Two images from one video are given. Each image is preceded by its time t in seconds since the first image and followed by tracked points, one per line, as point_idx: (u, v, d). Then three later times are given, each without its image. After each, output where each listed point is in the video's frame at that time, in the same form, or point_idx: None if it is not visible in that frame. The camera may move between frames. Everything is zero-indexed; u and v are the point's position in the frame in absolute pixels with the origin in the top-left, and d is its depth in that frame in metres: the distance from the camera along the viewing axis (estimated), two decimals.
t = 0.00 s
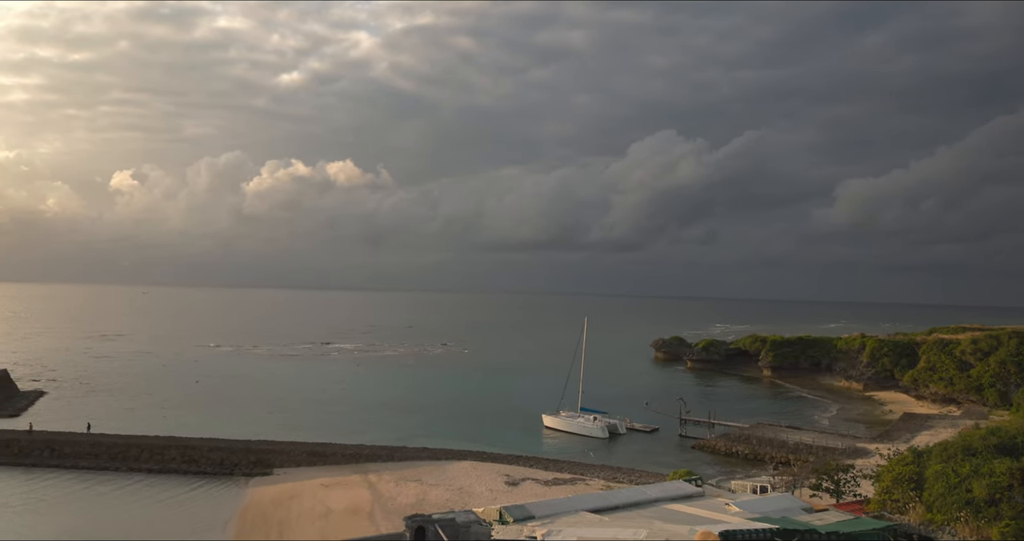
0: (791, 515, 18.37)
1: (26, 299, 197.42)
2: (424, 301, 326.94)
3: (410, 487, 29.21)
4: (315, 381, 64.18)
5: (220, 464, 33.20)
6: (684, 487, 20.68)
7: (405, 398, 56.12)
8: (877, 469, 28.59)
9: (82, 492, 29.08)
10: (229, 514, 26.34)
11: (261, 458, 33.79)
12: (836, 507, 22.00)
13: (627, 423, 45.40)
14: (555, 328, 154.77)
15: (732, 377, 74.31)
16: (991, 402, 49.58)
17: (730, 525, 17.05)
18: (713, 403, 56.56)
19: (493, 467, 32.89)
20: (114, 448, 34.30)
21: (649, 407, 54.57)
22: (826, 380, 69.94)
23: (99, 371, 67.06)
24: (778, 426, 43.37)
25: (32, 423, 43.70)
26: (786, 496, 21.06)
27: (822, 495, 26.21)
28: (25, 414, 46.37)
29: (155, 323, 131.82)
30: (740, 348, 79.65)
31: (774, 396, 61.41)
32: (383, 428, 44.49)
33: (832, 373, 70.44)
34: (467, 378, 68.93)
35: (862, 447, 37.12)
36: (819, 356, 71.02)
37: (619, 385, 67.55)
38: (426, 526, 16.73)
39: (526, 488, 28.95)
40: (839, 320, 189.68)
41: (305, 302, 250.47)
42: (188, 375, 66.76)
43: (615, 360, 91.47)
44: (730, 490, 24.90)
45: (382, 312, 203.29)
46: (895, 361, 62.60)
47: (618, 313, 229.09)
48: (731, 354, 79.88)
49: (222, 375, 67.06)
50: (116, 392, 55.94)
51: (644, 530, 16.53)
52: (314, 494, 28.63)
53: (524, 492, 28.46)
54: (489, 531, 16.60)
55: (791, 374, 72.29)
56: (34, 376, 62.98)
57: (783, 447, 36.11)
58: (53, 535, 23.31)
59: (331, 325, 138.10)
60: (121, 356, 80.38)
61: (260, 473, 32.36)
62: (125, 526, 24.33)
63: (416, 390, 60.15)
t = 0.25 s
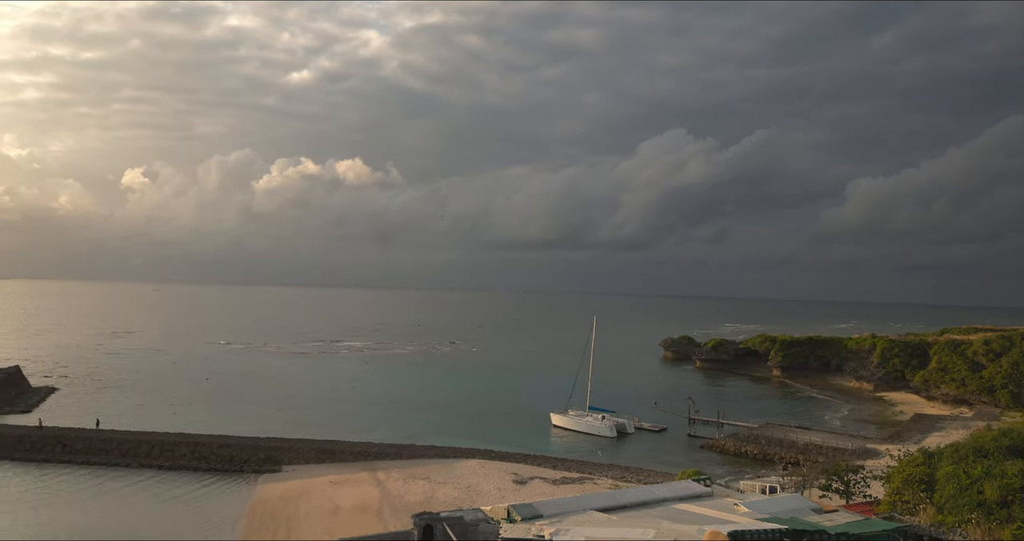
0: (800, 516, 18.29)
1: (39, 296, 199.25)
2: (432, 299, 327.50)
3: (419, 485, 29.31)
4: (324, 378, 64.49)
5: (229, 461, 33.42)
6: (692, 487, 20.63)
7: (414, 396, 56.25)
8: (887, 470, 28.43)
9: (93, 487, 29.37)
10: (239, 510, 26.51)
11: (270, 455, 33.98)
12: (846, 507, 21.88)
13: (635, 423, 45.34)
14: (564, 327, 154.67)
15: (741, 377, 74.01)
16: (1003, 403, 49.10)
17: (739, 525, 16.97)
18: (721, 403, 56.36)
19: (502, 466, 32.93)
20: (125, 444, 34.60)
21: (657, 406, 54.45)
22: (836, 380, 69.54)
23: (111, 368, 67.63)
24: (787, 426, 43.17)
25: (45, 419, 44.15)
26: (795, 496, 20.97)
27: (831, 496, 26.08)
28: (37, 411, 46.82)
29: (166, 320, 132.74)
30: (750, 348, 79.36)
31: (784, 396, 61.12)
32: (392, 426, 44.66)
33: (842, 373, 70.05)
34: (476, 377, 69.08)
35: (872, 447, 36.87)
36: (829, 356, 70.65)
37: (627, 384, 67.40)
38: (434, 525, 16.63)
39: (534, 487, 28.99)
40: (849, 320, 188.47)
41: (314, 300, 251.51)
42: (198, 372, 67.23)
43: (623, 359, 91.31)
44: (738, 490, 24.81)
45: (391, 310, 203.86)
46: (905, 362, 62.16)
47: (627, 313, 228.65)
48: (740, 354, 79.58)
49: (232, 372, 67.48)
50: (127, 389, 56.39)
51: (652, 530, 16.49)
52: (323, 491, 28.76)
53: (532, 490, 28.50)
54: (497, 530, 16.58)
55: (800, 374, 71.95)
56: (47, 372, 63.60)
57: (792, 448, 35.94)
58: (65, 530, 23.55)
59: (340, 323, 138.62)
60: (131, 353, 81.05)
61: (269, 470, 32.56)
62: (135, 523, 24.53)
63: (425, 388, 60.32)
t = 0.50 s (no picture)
0: (816, 517, 18.11)
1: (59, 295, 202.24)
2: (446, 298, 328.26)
3: (432, 484, 29.39)
4: (338, 377, 64.85)
5: (244, 459, 33.69)
6: (707, 488, 20.51)
7: (427, 395, 56.37)
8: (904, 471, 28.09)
9: (110, 484, 29.74)
10: (253, 508, 26.71)
11: (285, 453, 34.20)
12: (862, 509, 21.64)
13: (649, 422, 45.15)
14: (577, 326, 154.41)
15: (756, 377, 73.45)
16: None
17: (753, 526, 16.85)
18: (736, 403, 55.96)
19: (515, 465, 32.93)
20: (142, 441, 35.00)
21: (671, 406, 54.18)
22: (853, 380, 68.81)
23: (129, 366, 68.46)
24: (803, 427, 42.78)
25: (64, 417, 44.79)
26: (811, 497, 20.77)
27: (847, 498, 25.79)
28: (56, 408, 47.56)
29: (183, 319, 134.14)
30: (765, 348, 78.78)
31: (799, 397, 60.56)
32: (406, 425, 44.81)
33: (858, 373, 69.30)
34: (490, 376, 69.12)
35: (889, 449, 36.38)
36: (845, 357, 69.94)
37: (641, 384, 67.13)
38: (448, 523, 16.67)
39: (548, 486, 28.97)
40: (866, 320, 186.38)
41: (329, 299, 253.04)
42: (215, 370, 67.86)
43: (637, 358, 90.95)
44: (753, 491, 24.62)
45: (405, 308, 204.60)
46: (923, 362, 61.37)
47: (640, 312, 227.86)
48: (755, 354, 79.00)
49: (248, 371, 68.05)
50: (145, 387, 57.07)
51: (666, 530, 16.42)
52: (337, 489, 28.88)
53: (545, 490, 28.49)
54: (510, 529, 16.59)
55: (816, 374, 71.28)
56: (67, 370, 64.52)
57: (807, 449, 35.61)
58: (82, 526, 23.86)
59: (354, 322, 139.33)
60: (149, 351, 82.07)
61: (283, 468, 32.79)
62: (151, 519, 24.79)
63: (439, 387, 60.46)
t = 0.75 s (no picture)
0: (847, 521, 17.83)
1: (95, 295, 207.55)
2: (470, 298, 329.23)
3: (458, 483, 29.55)
4: (365, 376, 65.48)
5: (273, 457, 34.24)
6: (735, 490, 20.32)
7: (453, 394, 56.62)
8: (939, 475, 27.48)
9: (144, 481, 30.44)
10: (281, 506, 27.13)
11: (313, 451, 34.67)
12: (895, 513, 21.23)
13: (676, 423, 44.81)
14: (602, 326, 153.72)
15: (785, 378, 72.39)
16: None
17: (782, 529, 16.65)
18: (764, 405, 55.22)
19: (541, 465, 32.95)
20: (173, 439, 35.77)
21: (698, 407, 53.66)
22: (885, 382, 67.43)
23: (162, 365, 69.91)
24: (834, 429, 42.09)
25: (100, 414, 45.95)
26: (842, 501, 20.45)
27: (879, 502, 25.33)
28: (90, 406, 48.82)
29: (213, 318, 136.60)
30: (794, 348, 77.64)
31: (829, 398, 59.53)
32: (432, 424, 45.08)
33: (891, 375, 67.90)
34: (515, 376, 69.19)
35: (923, 452, 35.61)
36: (877, 358, 68.61)
37: (667, 385, 66.60)
38: (474, 523, 16.69)
39: (574, 486, 28.94)
40: (899, 320, 182.37)
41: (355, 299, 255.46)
42: (244, 369, 68.98)
43: (663, 359, 90.22)
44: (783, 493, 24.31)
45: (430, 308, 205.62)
46: (958, 364, 59.91)
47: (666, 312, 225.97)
48: (784, 355, 77.88)
49: (277, 370, 69.06)
50: (176, 385, 58.27)
51: (693, 532, 16.31)
52: (363, 488, 29.19)
53: (572, 490, 28.47)
54: (536, 529, 16.64)
55: (847, 375, 70.03)
56: (103, 368, 66.13)
57: (838, 451, 35.02)
58: (116, 522, 24.48)
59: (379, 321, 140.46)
60: (181, 350, 83.76)
61: (311, 466, 33.27)
62: (183, 516, 25.34)
63: (465, 387, 60.70)
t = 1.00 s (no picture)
0: (879, 522, 17.58)
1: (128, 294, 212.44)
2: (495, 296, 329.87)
3: (485, 481, 29.76)
4: (391, 375, 66.10)
5: (301, 454, 34.82)
6: (763, 490, 20.15)
7: (479, 393, 56.90)
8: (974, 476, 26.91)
9: (177, 476, 31.20)
10: (310, 502, 27.62)
11: (340, 449, 35.19)
12: (929, 514, 20.87)
13: (703, 423, 44.49)
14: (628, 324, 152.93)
15: (814, 378, 71.32)
16: None
17: (812, 530, 16.48)
18: (794, 404, 54.49)
19: (567, 464, 33.01)
20: (204, 435, 36.58)
21: (725, 406, 53.16)
22: (918, 381, 66.06)
23: (193, 363, 71.34)
24: (865, 429, 41.42)
25: (135, 411, 47.12)
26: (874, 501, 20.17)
27: (913, 503, 24.89)
28: (125, 403, 50.09)
29: (242, 317, 138.97)
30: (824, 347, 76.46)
31: (860, 398, 58.53)
32: (458, 422, 45.36)
33: (924, 374, 66.48)
34: (540, 374, 69.25)
35: (958, 453, 34.86)
36: (909, 357, 67.25)
37: (694, 383, 66.05)
38: (500, 521, 16.75)
39: (601, 485, 28.94)
40: (933, 318, 178.19)
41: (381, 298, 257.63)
42: (274, 367, 70.09)
43: (690, 357, 89.43)
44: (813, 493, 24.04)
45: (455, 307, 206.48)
46: (994, 363, 58.46)
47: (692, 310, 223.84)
48: (813, 354, 76.73)
49: (305, 368, 70.03)
50: (208, 383, 59.46)
51: (722, 532, 16.22)
52: (390, 485, 29.53)
53: (598, 489, 28.48)
54: (562, 528, 16.76)
55: (879, 374, 68.77)
56: (137, 366, 67.72)
57: (869, 451, 34.46)
58: (150, 516, 25.15)
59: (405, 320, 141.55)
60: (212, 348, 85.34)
61: (339, 463, 33.77)
62: (214, 511, 25.95)
63: (490, 385, 60.93)
